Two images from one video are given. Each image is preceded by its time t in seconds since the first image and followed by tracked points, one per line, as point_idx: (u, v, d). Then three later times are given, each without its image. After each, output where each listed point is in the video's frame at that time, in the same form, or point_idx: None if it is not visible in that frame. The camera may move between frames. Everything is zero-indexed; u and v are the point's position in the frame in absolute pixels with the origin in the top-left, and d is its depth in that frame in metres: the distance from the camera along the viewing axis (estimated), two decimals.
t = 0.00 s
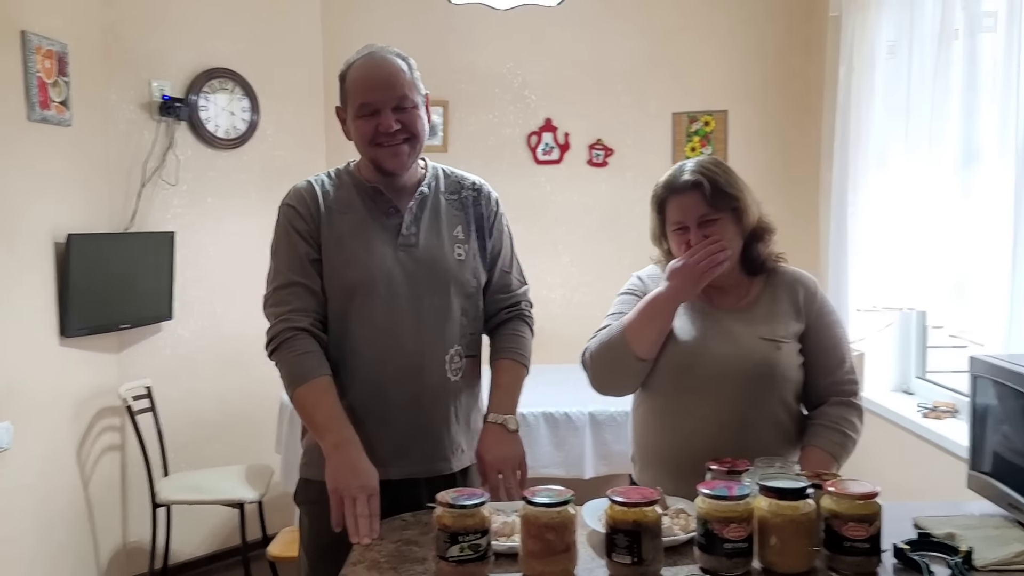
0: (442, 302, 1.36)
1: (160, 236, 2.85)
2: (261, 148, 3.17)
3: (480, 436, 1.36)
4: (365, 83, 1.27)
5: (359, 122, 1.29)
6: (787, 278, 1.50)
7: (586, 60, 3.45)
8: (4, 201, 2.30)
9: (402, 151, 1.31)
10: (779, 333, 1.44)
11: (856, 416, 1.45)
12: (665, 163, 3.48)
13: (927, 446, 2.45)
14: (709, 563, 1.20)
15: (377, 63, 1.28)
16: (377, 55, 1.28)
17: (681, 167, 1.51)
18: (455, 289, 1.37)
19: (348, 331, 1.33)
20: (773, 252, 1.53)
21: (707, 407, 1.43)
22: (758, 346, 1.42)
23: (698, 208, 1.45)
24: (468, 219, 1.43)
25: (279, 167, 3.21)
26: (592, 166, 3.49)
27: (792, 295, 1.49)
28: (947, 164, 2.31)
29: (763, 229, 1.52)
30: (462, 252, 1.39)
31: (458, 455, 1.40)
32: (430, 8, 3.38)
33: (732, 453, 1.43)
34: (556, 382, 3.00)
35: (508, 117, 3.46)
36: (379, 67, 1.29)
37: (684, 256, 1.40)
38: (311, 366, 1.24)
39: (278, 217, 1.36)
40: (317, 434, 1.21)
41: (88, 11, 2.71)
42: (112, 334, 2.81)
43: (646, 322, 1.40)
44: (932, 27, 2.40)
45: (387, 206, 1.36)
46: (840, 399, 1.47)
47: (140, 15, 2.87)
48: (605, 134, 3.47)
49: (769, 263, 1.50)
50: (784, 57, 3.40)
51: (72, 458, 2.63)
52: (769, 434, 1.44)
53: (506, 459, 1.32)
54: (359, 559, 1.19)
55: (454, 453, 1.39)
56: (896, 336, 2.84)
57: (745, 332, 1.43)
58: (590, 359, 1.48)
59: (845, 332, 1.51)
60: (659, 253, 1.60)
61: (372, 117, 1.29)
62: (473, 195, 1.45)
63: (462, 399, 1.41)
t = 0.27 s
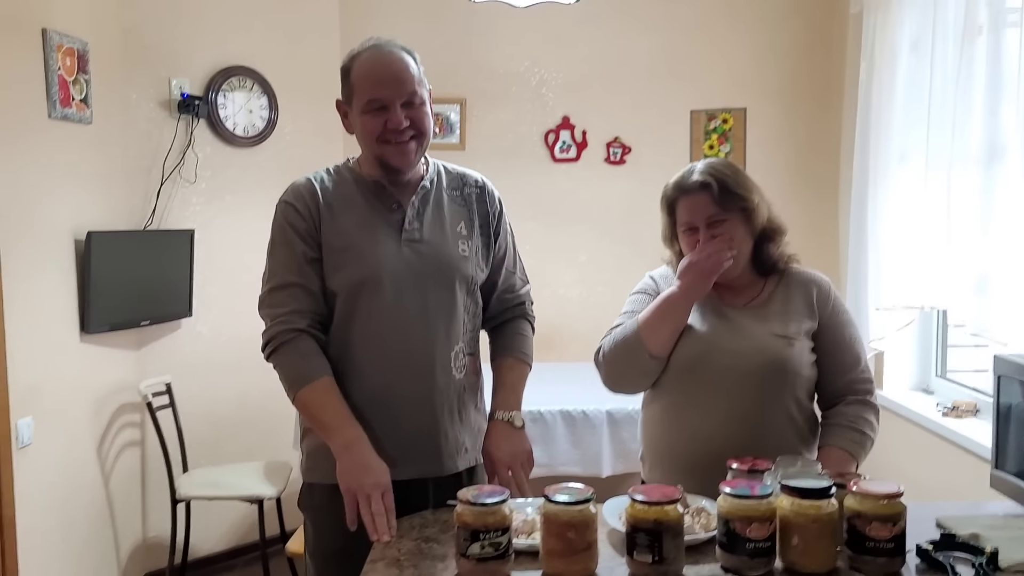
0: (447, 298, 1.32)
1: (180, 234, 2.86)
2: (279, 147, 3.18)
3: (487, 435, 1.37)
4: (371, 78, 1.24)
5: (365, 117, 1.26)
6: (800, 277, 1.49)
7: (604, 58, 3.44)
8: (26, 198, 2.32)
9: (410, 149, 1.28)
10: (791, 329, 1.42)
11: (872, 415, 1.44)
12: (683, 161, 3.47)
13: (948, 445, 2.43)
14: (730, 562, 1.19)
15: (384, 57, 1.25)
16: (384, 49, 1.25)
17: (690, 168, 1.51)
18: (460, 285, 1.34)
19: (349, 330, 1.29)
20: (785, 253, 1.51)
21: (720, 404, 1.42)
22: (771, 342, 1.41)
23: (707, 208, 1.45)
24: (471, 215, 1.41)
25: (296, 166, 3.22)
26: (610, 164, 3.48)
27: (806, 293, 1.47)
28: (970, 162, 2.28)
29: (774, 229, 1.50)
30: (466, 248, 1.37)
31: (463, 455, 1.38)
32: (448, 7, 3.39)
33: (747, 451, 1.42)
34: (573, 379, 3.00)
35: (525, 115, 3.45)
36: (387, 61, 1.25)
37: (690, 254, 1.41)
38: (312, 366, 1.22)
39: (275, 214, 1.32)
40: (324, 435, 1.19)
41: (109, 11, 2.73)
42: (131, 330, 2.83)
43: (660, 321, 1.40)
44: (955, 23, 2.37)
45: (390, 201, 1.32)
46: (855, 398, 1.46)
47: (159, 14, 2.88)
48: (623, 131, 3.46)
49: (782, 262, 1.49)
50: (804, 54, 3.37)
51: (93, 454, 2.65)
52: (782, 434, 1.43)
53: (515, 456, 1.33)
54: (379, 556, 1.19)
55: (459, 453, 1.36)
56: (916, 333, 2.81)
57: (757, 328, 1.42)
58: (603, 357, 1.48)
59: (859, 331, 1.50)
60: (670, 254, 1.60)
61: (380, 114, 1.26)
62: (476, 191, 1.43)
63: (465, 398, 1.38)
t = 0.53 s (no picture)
0: (445, 296, 1.32)
1: (195, 231, 2.88)
2: (296, 146, 3.20)
3: (497, 436, 1.38)
4: (373, 71, 1.25)
5: (366, 110, 1.27)
6: (811, 277, 1.49)
7: (619, 55, 3.43)
8: (44, 196, 2.34)
9: (411, 141, 1.29)
10: (801, 330, 1.43)
11: (885, 413, 1.43)
12: (698, 158, 3.46)
13: (965, 445, 2.41)
14: (749, 562, 1.19)
15: (383, 51, 1.26)
16: (383, 43, 1.26)
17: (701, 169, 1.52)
18: (460, 283, 1.34)
19: (347, 331, 1.29)
20: (796, 254, 1.51)
21: (731, 406, 1.42)
22: (782, 344, 1.41)
23: (717, 208, 1.45)
24: (467, 212, 1.40)
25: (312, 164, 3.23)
26: (625, 162, 3.47)
27: (816, 292, 1.47)
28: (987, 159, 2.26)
29: (785, 229, 1.50)
30: (463, 245, 1.36)
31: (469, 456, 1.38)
32: (464, 5, 3.40)
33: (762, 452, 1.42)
34: (588, 377, 3.00)
35: (541, 112, 3.45)
36: (386, 54, 1.27)
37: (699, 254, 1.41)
38: (307, 368, 1.21)
39: (265, 215, 1.30)
40: (327, 439, 1.18)
41: (126, 9, 2.75)
42: (148, 327, 2.84)
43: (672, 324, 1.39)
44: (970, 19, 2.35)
45: (386, 199, 1.31)
46: (866, 397, 1.45)
47: (177, 12, 2.90)
48: (638, 129, 3.46)
49: (793, 262, 1.48)
50: (821, 51, 3.36)
51: (110, 450, 2.67)
52: (794, 434, 1.42)
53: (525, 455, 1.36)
54: (397, 556, 1.20)
55: (462, 456, 1.36)
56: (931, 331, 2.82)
57: (769, 329, 1.42)
58: (616, 359, 1.48)
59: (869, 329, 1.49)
60: (682, 254, 1.61)
61: (382, 106, 1.26)
62: (472, 189, 1.43)
63: (467, 397, 1.38)
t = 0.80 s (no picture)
0: (435, 302, 1.32)
1: (200, 234, 2.88)
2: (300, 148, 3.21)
3: (496, 444, 1.37)
4: (358, 75, 1.26)
5: (352, 114, 1.27)
6: (816, 276, 1.50)
7: (623, 57, 3.43)
8: (51, 199, 2.34)
9: (398, 146, 1.29)
10: (810, 329, 1.43)
11: (891, 415, 1.43)
12: (702, 160, 3.46)
13: (971, 447, 2.41)
14: (756, 566, 1.19)
15: (367, 55, 1.26)
16: (368, 47, 1.27)
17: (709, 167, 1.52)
18: (447, 289, 1.34)
19: (335, 339, 1.28)
20: (801, 253, 1.52)
21: (740, 407, 1.41)
22: (792, 342, 1.41)
23: (723, 206, 1.45)
24: (452, 218, 1.41)
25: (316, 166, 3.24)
26: (629, 163, 3.47)
27: (822, 290, 1.48)
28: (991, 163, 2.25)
29: (791, 229, 1.50)
30: (450, 251, 1.37)
31: (453, 466, 1.37)
32: (468, 7, 3.40)
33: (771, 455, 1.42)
34: (592, 379, 3.00)
35: (545, 114, 3.45)
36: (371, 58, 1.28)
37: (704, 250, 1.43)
38: (296, 377, 1.21)
39: (248, 221, 1.28)
40: (323, 446, 1.18)
41: (132, 11, 2.75)
42: (153, 329, 2.84)
43: (680, 320, 1.39)
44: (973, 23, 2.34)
45: (372, 205, 1.31)
46: (871, 397, 1.45)
47: (182, 15, 2.90)
48: (642, 131, 3.46)
49: (798, 261, 1.49)
50: (825, 53, 3.36)
51: (115, 452, 2.67)
52: (801, 435, 1.42)
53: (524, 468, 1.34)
54: (404, 559, 1.20)
55: (448, 464, 1.36)
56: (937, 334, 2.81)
57: (778, 327, 1.43)
58: (623, 359, 1.48)
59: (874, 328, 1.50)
60: (688, 252, 1.60)
61: (368, 110, 1.27)
62: (455, 195, 1.44)
63: (455, 404, 1.38)
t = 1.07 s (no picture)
0: (428, 301, 1.33)
1: (205, 232, 2.89)
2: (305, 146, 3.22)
3: (496, 438, 1.37)
4: (344, 73, 1.26)
5: (339, 113, 1.27)
6: (824, 276, 1.50)
7: (628, 55, 3.43)
8: (58, 198, 2.36)
9: (386, 143, 1.30)
10: (820, 330, 1.43)
11: (897, 415, 1.43)
12: (706, 159, 3.46)
13: (975, 446, 2.41)
14: (760, 563, 1.19)
15: (353, 52, 1.27)
16: (353, 44, 1.28)
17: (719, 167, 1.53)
18: (440, 288, 1.36)
19: (328, 341, 1.28)
20: (811, 255, 1.52)
21: (750, 408, 1.42)
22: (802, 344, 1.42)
23: (732, 207, 1.46)
24: (442, 216, 1.43)
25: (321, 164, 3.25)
26: (633, 162, 3.47)
27: (831, 290, 1.48)
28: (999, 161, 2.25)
29: (801, 231, 1.51)
30: (442, 250, 1.38)
31: (448, 466, 1.38)
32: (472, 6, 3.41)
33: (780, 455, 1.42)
34: (597, 377, 3.01)
35: (549, 113, 3.46)
36: (356, 56, 1.28)
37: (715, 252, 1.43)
38: (292, 379, 1.20)
39: (239, 223, 1.28)
40: (322, 448, 1.18)
41: (137, 11, 2.76)
42: (159, 327, 2.86)
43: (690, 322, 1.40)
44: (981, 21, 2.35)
45: (365, 205, 1.32)
46: (877, 397, 1.45)
47: (187, 14, 2.91)
48: (646, 130, 3.46)
49: (807, 263, 1.50)
50: (829, 51, 3.36)
51: (121, 449, 2.69)
52: (810, 435, 1.42)
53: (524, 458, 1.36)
54: (411, 555, 1.21)
55: (444, 464, 1.37)
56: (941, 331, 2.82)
57: (788, 329, 1.43)
58: (633, 361, 1.48)
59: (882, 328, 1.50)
60: (697, 253, 1.61)
61: (356, 108, 1.27)
62: (444, 193, 1.46)
63: (447, 402, 1.39)
